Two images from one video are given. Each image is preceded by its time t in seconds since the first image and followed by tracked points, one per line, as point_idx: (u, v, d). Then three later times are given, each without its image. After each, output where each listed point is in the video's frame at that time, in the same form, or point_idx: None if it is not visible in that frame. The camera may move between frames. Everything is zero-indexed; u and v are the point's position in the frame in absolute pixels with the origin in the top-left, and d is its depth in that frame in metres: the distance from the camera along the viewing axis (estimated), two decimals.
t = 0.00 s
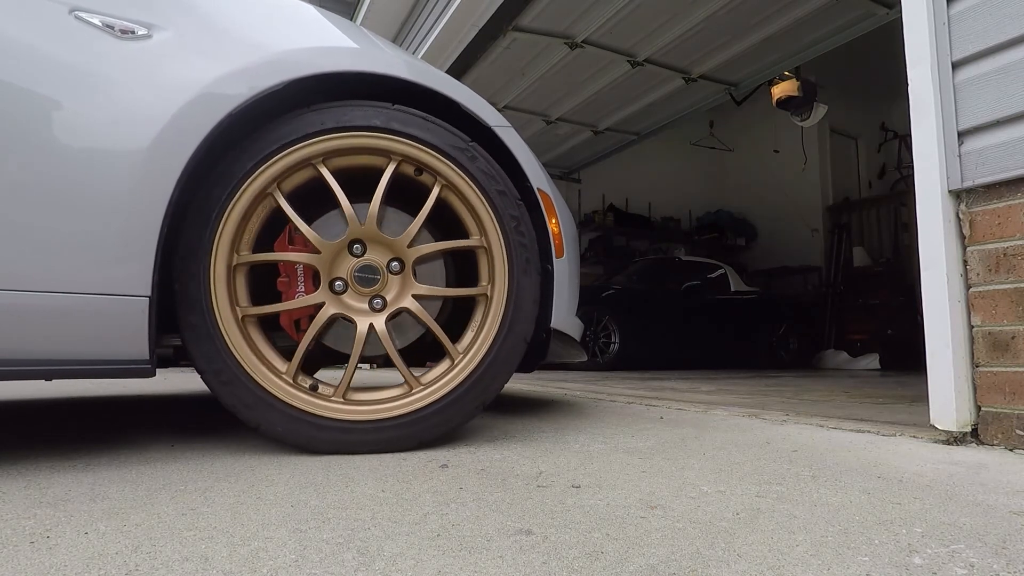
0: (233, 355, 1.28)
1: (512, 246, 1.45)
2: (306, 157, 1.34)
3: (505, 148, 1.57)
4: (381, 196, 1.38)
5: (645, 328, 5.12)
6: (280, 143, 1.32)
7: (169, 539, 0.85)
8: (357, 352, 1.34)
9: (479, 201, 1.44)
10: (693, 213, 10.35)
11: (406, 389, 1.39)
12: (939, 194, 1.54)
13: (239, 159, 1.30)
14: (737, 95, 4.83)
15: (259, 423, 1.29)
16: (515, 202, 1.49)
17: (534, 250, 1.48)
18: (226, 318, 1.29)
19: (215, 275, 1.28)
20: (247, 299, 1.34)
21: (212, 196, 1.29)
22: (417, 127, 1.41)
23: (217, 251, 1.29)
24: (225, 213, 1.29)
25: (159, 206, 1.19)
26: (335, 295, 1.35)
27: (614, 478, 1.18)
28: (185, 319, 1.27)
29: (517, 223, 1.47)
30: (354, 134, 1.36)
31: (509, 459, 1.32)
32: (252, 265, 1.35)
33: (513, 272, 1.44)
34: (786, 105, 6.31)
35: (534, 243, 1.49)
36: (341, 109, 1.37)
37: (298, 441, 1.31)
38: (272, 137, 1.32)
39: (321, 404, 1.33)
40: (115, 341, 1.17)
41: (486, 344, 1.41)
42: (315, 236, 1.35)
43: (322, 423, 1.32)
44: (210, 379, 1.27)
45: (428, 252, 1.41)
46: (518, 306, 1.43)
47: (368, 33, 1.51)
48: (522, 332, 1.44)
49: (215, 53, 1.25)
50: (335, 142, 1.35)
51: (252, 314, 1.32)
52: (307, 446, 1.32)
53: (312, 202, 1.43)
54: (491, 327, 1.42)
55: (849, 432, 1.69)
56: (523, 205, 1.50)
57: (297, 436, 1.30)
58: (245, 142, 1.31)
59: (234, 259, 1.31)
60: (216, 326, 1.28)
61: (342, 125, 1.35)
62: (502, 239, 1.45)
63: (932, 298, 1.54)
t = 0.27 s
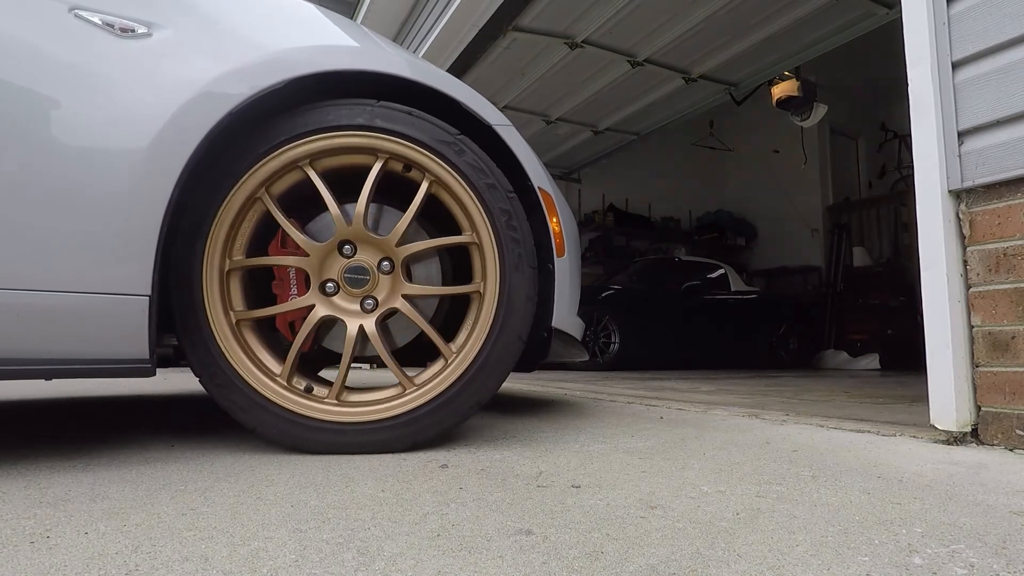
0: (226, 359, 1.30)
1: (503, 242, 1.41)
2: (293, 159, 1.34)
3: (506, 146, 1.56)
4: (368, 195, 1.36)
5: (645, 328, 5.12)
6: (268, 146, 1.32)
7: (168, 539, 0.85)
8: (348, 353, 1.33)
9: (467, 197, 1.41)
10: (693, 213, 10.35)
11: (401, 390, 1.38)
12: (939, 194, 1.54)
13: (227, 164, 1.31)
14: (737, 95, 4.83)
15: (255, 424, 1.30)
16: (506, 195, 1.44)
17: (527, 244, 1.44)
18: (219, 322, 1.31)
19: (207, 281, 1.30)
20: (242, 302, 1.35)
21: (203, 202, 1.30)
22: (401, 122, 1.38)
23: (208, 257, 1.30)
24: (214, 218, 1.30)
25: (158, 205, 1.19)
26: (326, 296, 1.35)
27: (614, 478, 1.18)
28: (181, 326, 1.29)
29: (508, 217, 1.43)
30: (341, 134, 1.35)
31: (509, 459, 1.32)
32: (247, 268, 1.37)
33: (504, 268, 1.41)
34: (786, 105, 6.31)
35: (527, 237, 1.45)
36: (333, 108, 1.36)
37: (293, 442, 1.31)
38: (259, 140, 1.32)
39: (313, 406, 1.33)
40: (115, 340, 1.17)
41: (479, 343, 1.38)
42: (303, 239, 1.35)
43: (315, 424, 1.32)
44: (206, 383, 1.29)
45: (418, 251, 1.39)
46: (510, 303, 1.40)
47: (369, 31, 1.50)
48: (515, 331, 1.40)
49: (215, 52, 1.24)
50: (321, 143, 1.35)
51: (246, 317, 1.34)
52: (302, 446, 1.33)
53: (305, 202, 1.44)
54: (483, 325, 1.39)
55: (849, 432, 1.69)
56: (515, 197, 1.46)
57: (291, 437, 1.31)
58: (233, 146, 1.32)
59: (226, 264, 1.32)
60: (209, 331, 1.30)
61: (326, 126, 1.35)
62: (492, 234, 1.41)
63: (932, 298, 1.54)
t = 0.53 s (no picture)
0: (222, 363, 1.31)
1: (494, 239, 1.37)
2: (284, 162, 1.34)
3: (506, 146, 1.55)
4: (355, 195, 1.35)
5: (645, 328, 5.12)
6: (260, 149, 1.32)
7: (168, 539, 0.85)
8: (341, 354, 1.33)
9: (456, 194, 1.38)
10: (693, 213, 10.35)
11: (396, 391, 1.36)
12: (939, 194, 1.54)
13: (220, 169, 1.31)
14: (737, 95, 4.83)
15: (253, 425, 1.31)
16: (496, 189, 1.40)
17: (519, 240, 1.40)
18: (216, 326, 1.32)
19: (203, 286, 1.31)
20: (239, 306, 1.36)
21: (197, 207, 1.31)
22: (386, 120, 1.36)
23: (203, 262, 1.31)
24: (208, 223, 1.31)
25: (158, 205, 1.19)
26: (319, 298, 1.34)
27: (614, 477, 1.18)
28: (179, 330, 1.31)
29: (498, 212, 1.39)
30: (329, 134, 1.34)
31: (509, 459, 1.32)
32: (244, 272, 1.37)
33: (495, 265, 1.37)
34: (786, 105, 6.31)
35: (519, 232, 1.41)
36: (324, 108, 1.36)
37: (290, 443, 1.32)
38: (251, 144, 1.32)
39: (309, 407, 1.33)
40: (115, 340, 1.17)
41: (471, 343, 1.35)
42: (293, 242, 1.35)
43: (311, 425, 1.32)
44: (205, 386, 1.31)
45: (407, 250, 1.36)
46: (502, 301, 1.36)
47: (368, 30, 1.50)
48: (508, 329, 1.36)
49: (215, 52, 1.24)
50: (312, 144, 1.34)
51: (242, 320, 1.34)
52: (300, 447, 1.33)
53: (301, 203, 1.43)
54: (475, 326, 1.36)
55: (849, 432, 1.69)
56: (506, 191, 1.42)
57: (288, 438, 1.32)
58: (226, 150, 1.32)
59: (221, 269, 1.33)
60: (206, 334, 1.31)
61: (313, 127, 1.34)
62: (482, 231, 1.38)
63: (932, 298, 1.54)
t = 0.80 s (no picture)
0: (221, 365, 1.31)
1: (487, 236, 1.36)
2: (279, 163, 1.34)
3: (507, 146, 1.55)
4: (348, 195, 1.34)
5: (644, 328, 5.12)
6: (255, 150, 1.32)
7: (168, 539, 0.85)
8: (336, 354, 1.33)
9: (448, 192, 1.37)
10: (693, 213, 10.35)
11: (392, 390, 1.36)
12: (939, 194, 1.54)
13: (217, 171, 1.32)
14: (738, 95, 4.82)
15: (252, 426, 1.32)
16: (488, 185, 1.39)
17: (512, 237, 1.38)
18: (215, 329, 1.32)
19: (201, 287, 1.32)
20: (237, 307, 1.36)
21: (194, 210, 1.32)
22: (377, 118, 1.35)
23: (200, 264, 1.32)
24: (204, 226, 1.32)
25: (157, 205, 1.19)
26: (315, 298, 1.34)
27: (614, 478, 1.18)
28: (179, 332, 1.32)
29: (490, 209, 1.38)
30: (323, 135, 1.34)
31: (509, 459, 1.32)
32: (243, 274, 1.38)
33: (488, 263, 1.36)
34: (786, 105, 6.31)
35: (512, 228, 1.39)
36: (318, 109, 1.35)
37: (290, 444, 1.33)
38: (247, 145, 1.32)
39: (307, 408, 1.33)
40: (115, 340, 1.17)
41: (465, 342, 1.34)
42: (288, 244, 1.35)
43: (308, 426, 1.32)
44: (204, 387, 1.32)
45: (401, 249, 1.36)
46: (495, 300, 1.35)
47: (367, 30, 1.49)
48: (502, 328, 1.35)
49: (216, 51, 1.24)
50: (305, 145, 1.34)
51: (241, 322, 1.34)
52: (298, 447, 1.33)
53: (297, 203, 1.43)
54: (469, 325, 1.35)
55: (849, 432, 1.69)
56: (498, 187, 1.40)
57: (287, 439, 1.32)
58: (222, 151, 1.32)
59: (219, 271, 1.34)
60: (204, 335, 1.31)
61: (306, 128, 1.34)
62: (475, 229, 1.37)
63: (932, 298, 1.54)
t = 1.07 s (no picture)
0: (220, 365, 1.31)
1: (484, 235, 1.36)
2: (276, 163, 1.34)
3: (507, 146, 1.55)
4: (345, 194, 1.34)
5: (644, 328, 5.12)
6: (252, 151, 1.32)
7: (168, 539, 0.85)
8: (334, 353, 1.33)
9: (444, 191, 1.37)
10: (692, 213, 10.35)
11: (391, 390, 1.36)
12: (939, 194, 1.54)
13: (215, 171, 1.32)
14: (738, 95, 4.82)
15: (253, 426, 1.32)
16: (485, 183, 1.39)
17: (509, 235, 1.38)
18: (214, 329, 1.32)
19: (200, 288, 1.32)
20: (236, 308, 1.36)
21: (194, 211, 1.32)
22: (371, 117, 1.35)
23: (199, 264, 1.32)
24: (203, 227, 1.32)
25: (157, 205, 1.19)
26: (313, 299, 1.34)
27: (614, 478, 1.18)
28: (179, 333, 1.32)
29: (486, 207, 1.38)
30: (320, 136, 1.34)
31: (509, 459, 1.32)
32: (243, 274, 1.38)
33: (484, 262, 1.36)
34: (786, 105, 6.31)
35: (509, 227, 1.39)
36: (316, 109, 1.35)
37: (289, 443, 1.33)
38: (244, 146, 1.32)
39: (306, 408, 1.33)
40: (115, 340, 1.17)
41: (464, 342, 1.34)
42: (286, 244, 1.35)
43: (307, 426, 1.32)
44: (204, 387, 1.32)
45: (398, 249, 1.35)
46: (492, 299, 1.35)
47: (368, 29, 1.49)
48: (499, 327, 1.34)
49: (216, 51, 1.24)
50: (302, 145, 1.34)
51: (240, 322, 1.34)
52: (298, 447, 1.33)
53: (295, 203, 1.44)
54: (467, 325, 1.35)
55: (849, 432, 1.69)
56: (494, 185, 1.40)
57: (287, 439, 1.32)
58: (220, 152, 1.33)
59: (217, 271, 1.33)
60: (203, 335, 1.32)
61: (303, 128, 1.34)
62: (471, 228, 1.37)
63: (932, 298, 1.55)
